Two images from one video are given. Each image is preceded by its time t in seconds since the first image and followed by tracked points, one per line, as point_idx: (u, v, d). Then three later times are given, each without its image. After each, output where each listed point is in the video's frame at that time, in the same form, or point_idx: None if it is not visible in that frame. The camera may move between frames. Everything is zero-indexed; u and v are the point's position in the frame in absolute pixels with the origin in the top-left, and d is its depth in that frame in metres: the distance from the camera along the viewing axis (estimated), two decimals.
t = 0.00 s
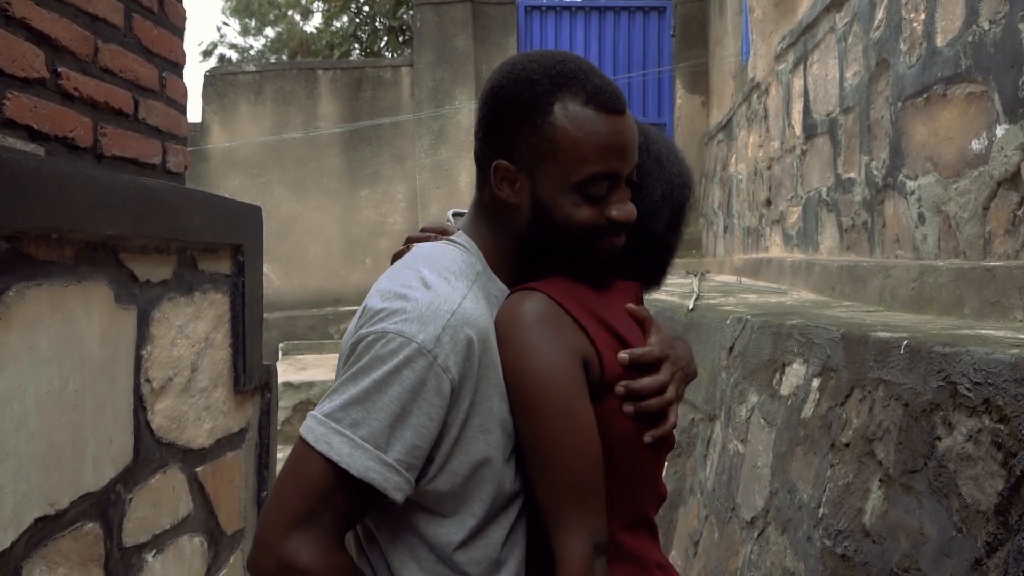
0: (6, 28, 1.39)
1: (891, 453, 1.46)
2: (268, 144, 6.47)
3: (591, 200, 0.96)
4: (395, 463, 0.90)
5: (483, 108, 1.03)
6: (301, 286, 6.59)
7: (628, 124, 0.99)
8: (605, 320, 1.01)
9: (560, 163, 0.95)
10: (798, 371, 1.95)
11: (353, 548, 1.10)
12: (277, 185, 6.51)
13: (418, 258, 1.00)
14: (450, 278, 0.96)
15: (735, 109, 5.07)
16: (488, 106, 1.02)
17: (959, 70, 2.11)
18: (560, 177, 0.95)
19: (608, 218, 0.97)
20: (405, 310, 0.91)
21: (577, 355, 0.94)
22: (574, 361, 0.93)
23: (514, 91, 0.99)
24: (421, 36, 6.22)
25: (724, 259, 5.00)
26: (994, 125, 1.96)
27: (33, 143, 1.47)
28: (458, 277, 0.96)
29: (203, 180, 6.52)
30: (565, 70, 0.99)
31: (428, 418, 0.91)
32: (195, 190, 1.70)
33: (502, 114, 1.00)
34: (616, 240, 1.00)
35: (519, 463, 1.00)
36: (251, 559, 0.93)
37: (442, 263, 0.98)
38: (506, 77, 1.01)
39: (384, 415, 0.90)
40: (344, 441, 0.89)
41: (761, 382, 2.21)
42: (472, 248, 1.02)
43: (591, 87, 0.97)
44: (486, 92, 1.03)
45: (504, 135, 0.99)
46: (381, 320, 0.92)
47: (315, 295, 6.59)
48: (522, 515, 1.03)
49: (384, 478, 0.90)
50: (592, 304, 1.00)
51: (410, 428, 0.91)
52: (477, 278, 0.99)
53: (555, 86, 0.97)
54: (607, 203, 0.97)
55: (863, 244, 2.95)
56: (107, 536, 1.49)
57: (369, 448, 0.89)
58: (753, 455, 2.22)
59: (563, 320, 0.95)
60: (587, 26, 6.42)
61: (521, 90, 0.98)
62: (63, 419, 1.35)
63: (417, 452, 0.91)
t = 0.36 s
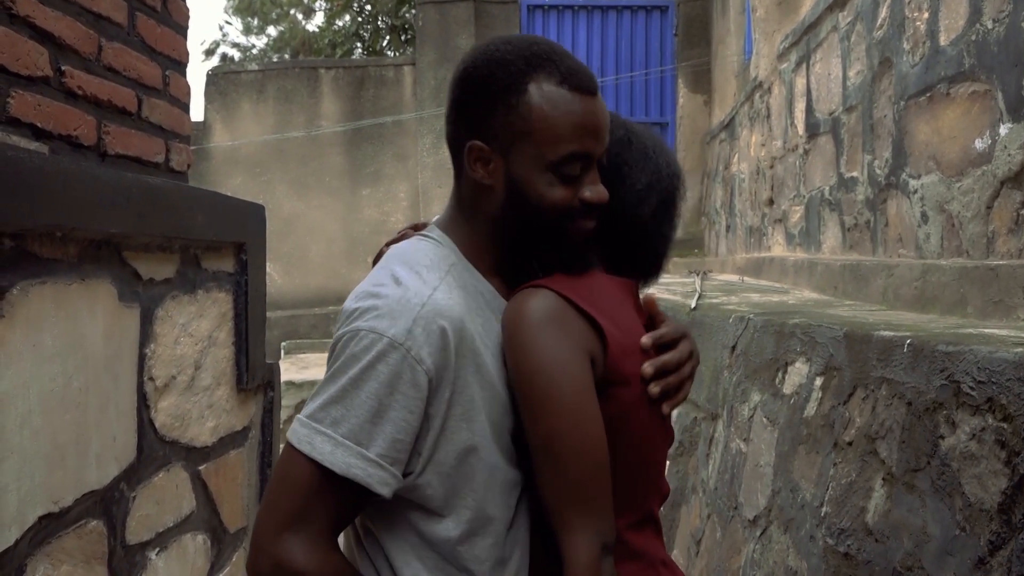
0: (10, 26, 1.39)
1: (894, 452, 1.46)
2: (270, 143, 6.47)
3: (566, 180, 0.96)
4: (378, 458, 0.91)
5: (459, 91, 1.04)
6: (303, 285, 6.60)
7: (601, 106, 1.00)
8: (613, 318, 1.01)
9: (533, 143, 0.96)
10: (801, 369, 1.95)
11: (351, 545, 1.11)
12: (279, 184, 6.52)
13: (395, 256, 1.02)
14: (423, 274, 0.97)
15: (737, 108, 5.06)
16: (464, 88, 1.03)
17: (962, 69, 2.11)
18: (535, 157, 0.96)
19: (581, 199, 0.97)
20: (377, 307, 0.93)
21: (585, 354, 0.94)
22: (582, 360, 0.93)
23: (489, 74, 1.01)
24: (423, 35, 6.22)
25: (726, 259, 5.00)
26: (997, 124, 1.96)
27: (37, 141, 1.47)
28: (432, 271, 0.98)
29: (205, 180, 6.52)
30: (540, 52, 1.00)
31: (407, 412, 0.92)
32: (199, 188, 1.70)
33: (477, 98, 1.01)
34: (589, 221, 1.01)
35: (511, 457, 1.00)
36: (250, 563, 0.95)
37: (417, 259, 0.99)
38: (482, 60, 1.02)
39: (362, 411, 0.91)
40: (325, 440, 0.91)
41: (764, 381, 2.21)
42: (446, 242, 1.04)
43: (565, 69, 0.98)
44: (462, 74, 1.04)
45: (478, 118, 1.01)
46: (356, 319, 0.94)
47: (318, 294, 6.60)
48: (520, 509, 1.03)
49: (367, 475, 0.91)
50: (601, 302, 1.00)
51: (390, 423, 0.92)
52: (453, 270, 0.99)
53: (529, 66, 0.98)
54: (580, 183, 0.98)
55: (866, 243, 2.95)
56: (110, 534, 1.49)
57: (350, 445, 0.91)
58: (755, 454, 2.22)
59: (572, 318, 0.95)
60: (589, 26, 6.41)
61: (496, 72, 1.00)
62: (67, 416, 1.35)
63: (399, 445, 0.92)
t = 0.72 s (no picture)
0: (11, 26, 1.39)
1: (895, 452, 1.46)
2: (272, 142, 6.48)
3: (531, 168, 1.02)
4: (363, 458, 0.92)
5: (420, 70, 1.07)
6: (305, 284, 6.60)
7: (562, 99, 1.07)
8: (653, 323, 1.06)
9: (505, 125, 1.01)
10: (802, 369, 1.95)
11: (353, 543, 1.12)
12: (281, 184, 6.52)
13: (359, 262, 1.02)
14: (385, 274, 0.97)
15: (739, 107, 5.06)
16: (427, 68, 1.07)
17: (964, 68, 2.10)
18: (504, 140, 1.01)
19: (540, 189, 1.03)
20: (341, 313, 0.93)
21: (628, 356, 0.99)
22: (624, 362, 0.99)
23: (461, 54, 1.05)
24: (424, 35, 6.21)
25: (728, 258, 5.00)
26: (998, 123, 1.96)
27: (38, 140, 1.47)
28: (394, 269, 0.98)
29: (207, 179, 6.52)
30: (509, 39, 1.06)
31: (385, 410, 0.92)
32: (200, 187, 1.70)
33: (445, 78, 1.04)
34: (543, 215, 1.07)
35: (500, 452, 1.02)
36: None
37: (378, 261, 1.00)
38: (452, 41, 1.07)
39: (341, 415, 0.92)
40: (309, 448, 0.92)
41: (765, 380, 2.21)
42: (405, 242, 1.05)
43: (534, 59, 1.05)
44: (430, 54, 1.07)
45: (446, 97, 1.04)
46: (324, 328, 0.94)
47: (320, 294, 6.61)
48: (517, 502, 1.04)
49: (355, 476, 0.92)
50: (642, 304, 1.06)
51: (370, 423, 0.92)
52: (415, 267, 1.00)
53: (501, 51, 1.04)
54: (540, 171, 1.04)
55: (867, 242, 2.94)
56: (111, 532, 1.49)
57: (333, 449, 0.92)
58: (756, 453, 2.22)
59: (616, 320, 1.00)
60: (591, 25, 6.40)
61: (469, 53, 1.04)
62: (67, 416, 1.35)
63: (382, 442, 0.93)
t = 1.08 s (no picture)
0: (9, 26, 1.40)
1: (891, 450, 1.46)
2: (272, 143, 6.48)
3: (521, 164, 1.13)
4: (350, 451, 0.95)
5: (416, 67, 1.17)
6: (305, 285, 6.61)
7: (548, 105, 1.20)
8: (686, 330, 1.14)
9: (499, 121, 1.12)
10: (800, 368, 1.95)
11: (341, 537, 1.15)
12: (281, 184, 6.53)
13: (343, 260, 1.06)
14: (368, 270, 1.02)
15: (739, 107, 5.05)
16: (424, 66, 1.16)
17: (962, 68, 2.10)
18: (499, 134, 1.12)
19: (525, 185, 1.13)
20: (327, 308, 0.97)
21: (658, 359, 1.08)
22: (654, 364, 1.07)
23: (458, 55, 1.15)
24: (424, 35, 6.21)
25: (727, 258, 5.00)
26: (996, 123, 1.96)
27: (37, 141, 1.48)
28: (378, 267, 1.03)
29: (207, 179, 6.53)
30: (501, 47, 1.18)
31: (370, 404, 0.95)
32: (197, 187, 1.71)
33: (442, 76, 1.14)
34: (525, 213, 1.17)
35: (483, 446, 1.06)
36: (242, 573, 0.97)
37: (362, 259, 1.04)
38: (448, 43, 1.17)
39: (326, 408, 0.95)
40: (295, 442, 0.94)
41: (763, 380, 2.21)
42: (389, 240, 1.10)
43: (523, 67, 1.18)
44: (427, 54, 1.17)
45: (443, 92, 1.13)
46: (309, 323, 0.98)
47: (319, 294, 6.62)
48: (500, 499, 1.08)
49: (342, 469, 0.94)
50: (677, 310, 1.14)
51: (356, 416, 0.95)
52: (397, 264, 1.05)
53: (495, 55, 1.16)
54: (527, 169, 1.15)
55: (866, 242, 2.94)
56: (109, 532, 1.49)
57: (319, 442, 0.94)
58: (754, 453, 2.23)
59: (649, 324, 1.08)
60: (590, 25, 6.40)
61: (466, 54, 1.15)
62: (65, 416, 1.36)
63: (368, 436, 0.96)
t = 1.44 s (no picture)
0: (4, 35, 1.40)
1: (886, 454, 1.47)
2: (268, 149, 6.49)
3: (518, 169, 1.14)
4: (344, 455, 0.95)
5: (415, 73, 1.17)
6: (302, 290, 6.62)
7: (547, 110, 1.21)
8: (713, 343, 1.15)
9: (498, 126, 1.13)
10: (795, 372, 1.96)
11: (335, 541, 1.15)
12: (277, 190, 6.54)
13: (340, 263, 1.06)
14: (365, 274, 1.02)
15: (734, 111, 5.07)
16: (424, 72, 1.17)
17: (954, 72, 2.12)
18: (497, 140, 1.13)
19: (522, 191, 1.14)
20: (325, 310, 0.97)
21: (684, 373, 1.08)
22: (679, 376, 1.07)
23: (457, 60, 1.16)
24: (420, 41, 6.23)
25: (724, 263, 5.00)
26: (989, 127, 1.97)
27: (32, 149, 1.48)
28: (375, 269, 1.03)
29: (204, 185, 6.54)
30: (499, 54, 1.19)
31: (366, 407, 0.96)
32: (192, 194, 1.71)
33: (442, 80, 1.15)
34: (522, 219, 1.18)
35: (478, 450, 1.06)
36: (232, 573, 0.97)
37: (358, 262, 1.05)
38: (448, 49, 1.18)
39: (321, 411, 0.95)
40: (290, 445, 0.94)
41: (758, 384, 2.22)
42: (386, 244, 1.11)
43: (521, 73, 1.19)
44: (427, 58, 1.18)
45: (442, 97, 1.14)
46: (306, 325, 0.98)
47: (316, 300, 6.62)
48: (495, 503, 1.09)
49: (336, 472, 0.94)
50: (706, 324, 1.14)
51: (351, 420, 0.95)
52: (394, 268, 1.05)
53: (494, 61, 1.17)
54: (524, 175, 1.16)
55: (861, 245, 2.95)
56: (105, 539, 1.49)
57: (314, 445, 0.94)
58: (750, 457, 2.23)
59: (677, 336, 1.09)
60: (586, 30, 6.42)
61: (465, 59, 1.16)
62: (60, 423, 1.36)
63: (362, 440, 0.96)
